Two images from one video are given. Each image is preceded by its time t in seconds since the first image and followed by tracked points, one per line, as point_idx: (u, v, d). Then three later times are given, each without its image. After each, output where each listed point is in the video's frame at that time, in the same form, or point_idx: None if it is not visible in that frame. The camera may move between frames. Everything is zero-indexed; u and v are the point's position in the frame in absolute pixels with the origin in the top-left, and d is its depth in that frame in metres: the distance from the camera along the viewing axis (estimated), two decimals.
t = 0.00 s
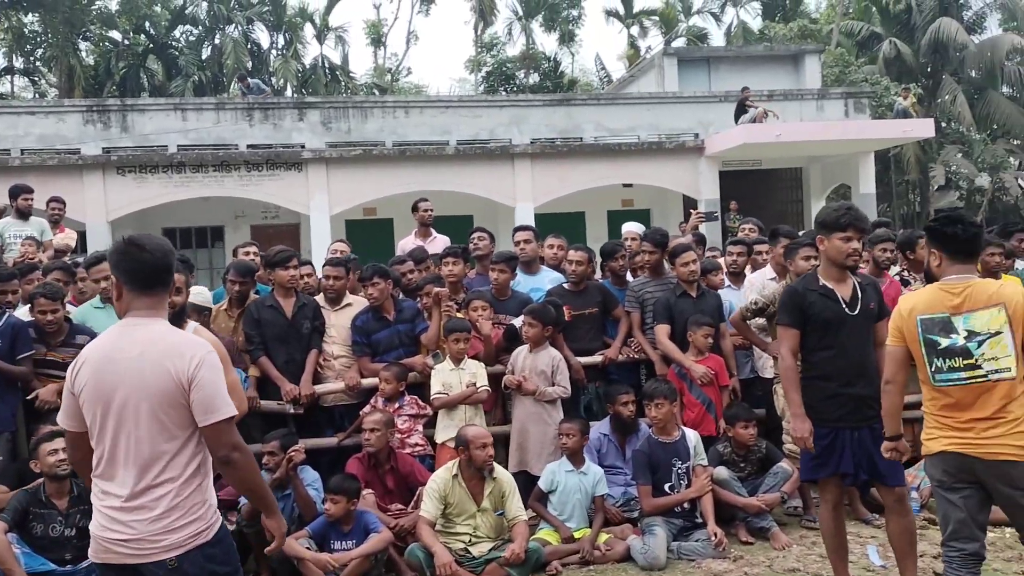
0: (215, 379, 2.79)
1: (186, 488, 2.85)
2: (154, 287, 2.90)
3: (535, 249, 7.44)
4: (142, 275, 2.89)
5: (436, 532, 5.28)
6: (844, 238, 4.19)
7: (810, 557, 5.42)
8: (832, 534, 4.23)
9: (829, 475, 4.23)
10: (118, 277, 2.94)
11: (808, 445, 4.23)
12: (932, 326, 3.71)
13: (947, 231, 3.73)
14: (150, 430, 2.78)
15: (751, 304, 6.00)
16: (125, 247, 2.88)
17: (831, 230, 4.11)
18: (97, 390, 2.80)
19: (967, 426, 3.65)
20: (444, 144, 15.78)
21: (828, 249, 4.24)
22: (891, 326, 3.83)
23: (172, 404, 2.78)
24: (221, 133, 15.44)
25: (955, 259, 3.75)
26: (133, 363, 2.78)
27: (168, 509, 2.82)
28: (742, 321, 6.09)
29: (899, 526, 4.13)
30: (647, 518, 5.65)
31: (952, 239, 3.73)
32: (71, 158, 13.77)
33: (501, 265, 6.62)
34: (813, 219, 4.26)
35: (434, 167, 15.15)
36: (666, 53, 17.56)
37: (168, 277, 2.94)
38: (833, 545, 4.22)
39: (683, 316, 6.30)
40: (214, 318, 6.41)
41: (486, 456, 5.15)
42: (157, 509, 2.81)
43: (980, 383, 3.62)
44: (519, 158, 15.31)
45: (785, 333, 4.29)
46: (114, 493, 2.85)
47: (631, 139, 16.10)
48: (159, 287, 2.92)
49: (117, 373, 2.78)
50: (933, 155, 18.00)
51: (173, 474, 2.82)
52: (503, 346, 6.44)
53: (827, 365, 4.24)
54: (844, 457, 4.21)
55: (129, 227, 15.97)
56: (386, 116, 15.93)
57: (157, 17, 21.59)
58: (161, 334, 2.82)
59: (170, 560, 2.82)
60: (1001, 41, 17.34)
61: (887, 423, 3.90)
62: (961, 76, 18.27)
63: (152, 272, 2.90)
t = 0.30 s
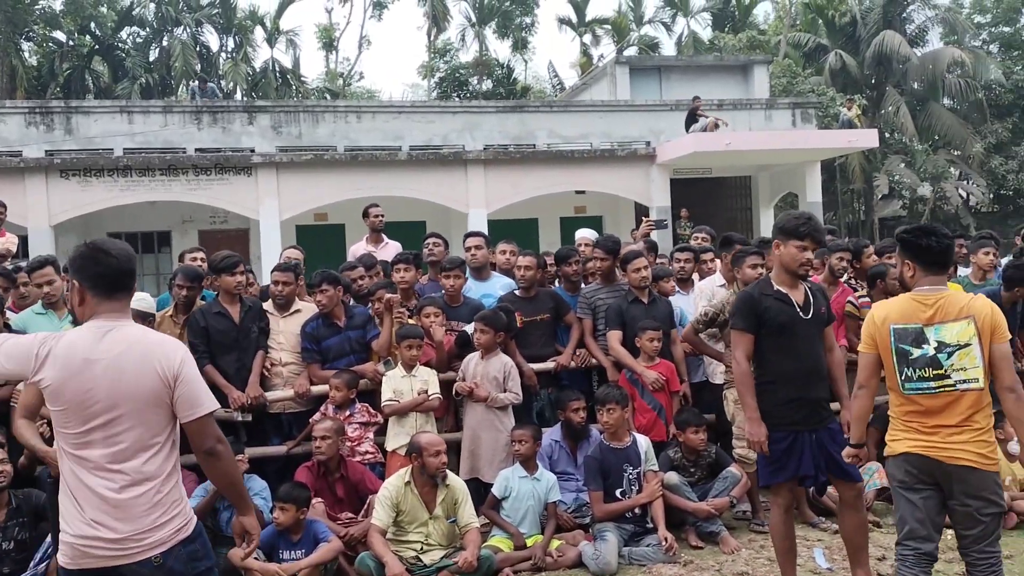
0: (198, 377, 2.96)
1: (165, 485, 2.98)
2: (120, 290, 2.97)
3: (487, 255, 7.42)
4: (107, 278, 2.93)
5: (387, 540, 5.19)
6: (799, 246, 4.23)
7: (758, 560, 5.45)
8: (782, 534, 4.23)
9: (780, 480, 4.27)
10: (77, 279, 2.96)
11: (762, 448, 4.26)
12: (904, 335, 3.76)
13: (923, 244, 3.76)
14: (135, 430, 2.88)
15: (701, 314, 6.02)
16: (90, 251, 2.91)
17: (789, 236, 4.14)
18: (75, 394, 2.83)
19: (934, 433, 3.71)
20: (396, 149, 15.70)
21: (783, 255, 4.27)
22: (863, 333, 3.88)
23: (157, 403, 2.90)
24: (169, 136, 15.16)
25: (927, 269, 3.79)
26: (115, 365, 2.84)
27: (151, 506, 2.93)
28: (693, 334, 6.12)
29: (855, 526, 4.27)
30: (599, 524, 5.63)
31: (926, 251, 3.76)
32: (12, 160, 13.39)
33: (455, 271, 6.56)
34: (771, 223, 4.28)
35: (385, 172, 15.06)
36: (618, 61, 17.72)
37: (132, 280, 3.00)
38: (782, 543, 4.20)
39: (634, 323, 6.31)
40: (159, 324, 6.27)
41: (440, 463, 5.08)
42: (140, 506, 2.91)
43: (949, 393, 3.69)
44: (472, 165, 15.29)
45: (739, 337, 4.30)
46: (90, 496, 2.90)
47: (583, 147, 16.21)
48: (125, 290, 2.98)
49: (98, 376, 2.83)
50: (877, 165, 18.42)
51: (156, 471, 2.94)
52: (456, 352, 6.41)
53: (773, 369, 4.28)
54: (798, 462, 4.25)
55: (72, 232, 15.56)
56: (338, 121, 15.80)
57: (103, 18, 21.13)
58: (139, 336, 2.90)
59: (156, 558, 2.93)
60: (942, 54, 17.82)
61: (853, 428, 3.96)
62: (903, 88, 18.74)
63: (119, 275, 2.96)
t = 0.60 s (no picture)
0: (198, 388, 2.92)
1: (160, 492, 2.91)
2: (119, 295, 2.90)
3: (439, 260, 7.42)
4: (107, 282, 2.87)
5: (341, 547, 5.11)
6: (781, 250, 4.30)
7: (712, 563, 5.45)
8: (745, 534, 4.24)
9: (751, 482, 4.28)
10: (75, 283, 2.89)
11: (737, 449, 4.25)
12: (896, 336, 3.83)
13: (916, 246, 3.82)
14: (136, 437, 2.80)
15: (656, 319, 6.07)
16: (90, 255, 2.85)
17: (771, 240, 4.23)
18: (75, 399, 2.74)
19: (919, 433, 3.78)
20: (353, 153, 15.61)
21: (765, 260, 4.33)
22: (855, 332, 3.96)
23: (158, 411, 2.83)
24: (119, 138, 14.86)
25: (921, 270, 3.84)
26: (116, 371, 2.76)
27: (146, 514, 2.85)
28: (648, 340, 6.17)
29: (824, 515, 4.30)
30: (554, 529, 5.62)
31: (919, 253, 3.82)
32: None
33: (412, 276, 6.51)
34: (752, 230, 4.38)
35: (341, 176, 14.93)
36: (575, 68, 17.84)
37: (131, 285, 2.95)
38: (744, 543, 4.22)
39: (590, 327, 6.34)
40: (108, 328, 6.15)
41: (390, 471, 5.01)
42: (135, 514, 2.83)
43: (936, 394, 3.77)
44: (429, 169, 15.23)
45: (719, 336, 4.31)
46: (84, 503, 2.81)
47: (540, 152, 16.28)
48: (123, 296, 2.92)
49: (99, 382, 2.75)
50: (828, 172, 18.78)
51: (152, 479, 2.87)
52: (411, 357, 6.36)
53: (748, 371, 4.32)
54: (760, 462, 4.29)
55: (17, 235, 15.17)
56: (292, 124, 15.66)
57: (52, 17, 20.59)
58: (141, 342, 2.84)
59: (147, 567, 2.85)
60: (891, 63, 18.24)
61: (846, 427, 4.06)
62: (853, 97, 19.14)
63: (118, 279, 2.90)
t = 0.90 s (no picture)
0: (214, 401, 2.89)
1: (167, 501, 2.88)
2: (151, 298, 2.89)
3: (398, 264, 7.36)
4: (138, 283, 2.86)
5: (296, 555, 5.03)
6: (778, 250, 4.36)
7: (669, 566, 5.47)
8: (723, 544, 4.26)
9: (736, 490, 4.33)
10: (107, 281, 2.88)
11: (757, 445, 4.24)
12: (862, 335, 3.94)
13: (889, 249, 3.91)
14: (146, 446, 2.77)
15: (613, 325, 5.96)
16: (123, 254, 2.83)
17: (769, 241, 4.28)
18: (91, 402, 2.72)
19: (880, 430, 3.88)
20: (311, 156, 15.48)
21: (765, 263, 4.38)
22: (826, 330, 4.09)
23: (170, 421, 2.80)
24: (72, 139, 14.56)
25: (896, 271, 3.92)
26: (135, 377, 2.75)
27: (152, 519, 2.82)
28: (606, 345, 6.12)
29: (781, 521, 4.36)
30: (512, 534, 5.57)
31: (891, 255, 3.91)
32: None
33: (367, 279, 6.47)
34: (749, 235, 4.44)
35: (300, 178, 14.80)
36: (535, 73, 17.90)
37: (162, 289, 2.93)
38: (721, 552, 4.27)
39: (549, 331, 6.33)
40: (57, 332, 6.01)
41: (343, 476, 4.95)
42: (141, 517, 2.79)
43: (898, 393, 3.84)
44: (388, 173, 15.16)
45: (730, 334, 4.31)
46: (90, 507, 2.78)
47: (501, 157, 16.30)
48: (154, 297, 2.90)
49: (117, 386, 2.73)
50: (783, 179, 19.08)
51: (160, 486, 2.84)
52: (369, 362, 6.28)
53: (760, 372, 4.32)
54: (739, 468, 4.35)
55: None
56: (249, 127, 15.50)
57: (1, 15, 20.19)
58: (161, 350, 2.83)
59: (156, 567, 2.82)
60: (845, 73, 18.58)
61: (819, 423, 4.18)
62: (808, 105, 19.46)
63: (151, 282, 2.89)
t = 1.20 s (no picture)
0: (192, 407, 2.78)
1: (144, 510, 2.80)
2: (135, 301, 2.85)
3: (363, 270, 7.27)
4: (119, 288, 2.82)
5: (252, 564, 4.92)
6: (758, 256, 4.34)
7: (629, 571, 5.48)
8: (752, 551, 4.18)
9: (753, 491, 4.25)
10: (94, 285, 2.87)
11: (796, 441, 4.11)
12: (822, 341, 4.08)
13: (847, 256, 3.98)
14: (119, 454, 2.72)
15: (572, 330, 5.92)
16: (103, 258, 2.80)
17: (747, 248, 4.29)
18: (66, 408, 2.70)
19: (840, 431, 4.01)
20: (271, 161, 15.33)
21: (744, 269, 4.36)
22: (797, 339, 4.25)
23: (143, 429, 2.73)
24: (25, 141, 14.24)
25: (858, 282, 4.03)
26: (109, 383, 2.70)
27: (127, 530, 2.76)
28: (565, 352, 6.04)
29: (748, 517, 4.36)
30: (471, 540, 5.52)
31: (850, 263, 3.99)
32: None
33: (323, 285, 6.40)
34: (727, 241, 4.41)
35: (259, 182, 14.67)
36: (497, 79, 17.95)
37: (147, 292, 2.88)
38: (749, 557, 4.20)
39: (510, 336, 6.29)
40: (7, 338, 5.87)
41: (302, 484, 4.90)
42: (115, 528, 2.75)
43: (855, 395, 3.95)
44: (349, 178, 15.08)
45: (729, 339, 4.21)
46: (70, 512, 2.76)
47: (463, 163, 16.30)
48: (139, 300, 2.86)
49: (90, 392, 2.70)
50: (742, 188, 19.35)
51: (135, 496, 2.77)
52: (328, 369, 6.25)
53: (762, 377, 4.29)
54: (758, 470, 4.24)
55: None
56: (207, 130, 15.31)
57: None
58: (139, 355, 2.76)
59: None
60: (801, 83, 18.90)
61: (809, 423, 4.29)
62: (766, 114, 19.76)
63: (135, 284, 2.84)
